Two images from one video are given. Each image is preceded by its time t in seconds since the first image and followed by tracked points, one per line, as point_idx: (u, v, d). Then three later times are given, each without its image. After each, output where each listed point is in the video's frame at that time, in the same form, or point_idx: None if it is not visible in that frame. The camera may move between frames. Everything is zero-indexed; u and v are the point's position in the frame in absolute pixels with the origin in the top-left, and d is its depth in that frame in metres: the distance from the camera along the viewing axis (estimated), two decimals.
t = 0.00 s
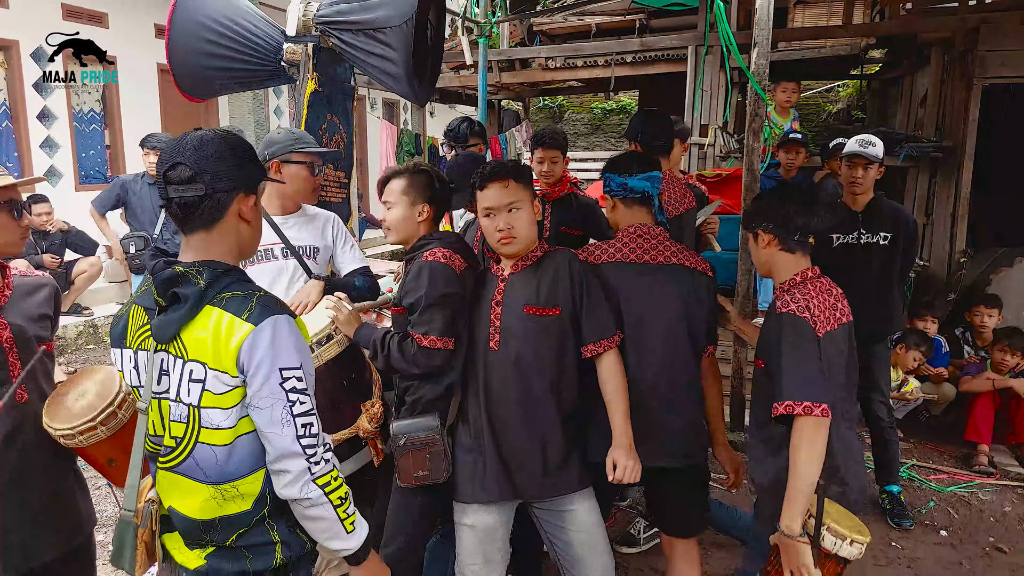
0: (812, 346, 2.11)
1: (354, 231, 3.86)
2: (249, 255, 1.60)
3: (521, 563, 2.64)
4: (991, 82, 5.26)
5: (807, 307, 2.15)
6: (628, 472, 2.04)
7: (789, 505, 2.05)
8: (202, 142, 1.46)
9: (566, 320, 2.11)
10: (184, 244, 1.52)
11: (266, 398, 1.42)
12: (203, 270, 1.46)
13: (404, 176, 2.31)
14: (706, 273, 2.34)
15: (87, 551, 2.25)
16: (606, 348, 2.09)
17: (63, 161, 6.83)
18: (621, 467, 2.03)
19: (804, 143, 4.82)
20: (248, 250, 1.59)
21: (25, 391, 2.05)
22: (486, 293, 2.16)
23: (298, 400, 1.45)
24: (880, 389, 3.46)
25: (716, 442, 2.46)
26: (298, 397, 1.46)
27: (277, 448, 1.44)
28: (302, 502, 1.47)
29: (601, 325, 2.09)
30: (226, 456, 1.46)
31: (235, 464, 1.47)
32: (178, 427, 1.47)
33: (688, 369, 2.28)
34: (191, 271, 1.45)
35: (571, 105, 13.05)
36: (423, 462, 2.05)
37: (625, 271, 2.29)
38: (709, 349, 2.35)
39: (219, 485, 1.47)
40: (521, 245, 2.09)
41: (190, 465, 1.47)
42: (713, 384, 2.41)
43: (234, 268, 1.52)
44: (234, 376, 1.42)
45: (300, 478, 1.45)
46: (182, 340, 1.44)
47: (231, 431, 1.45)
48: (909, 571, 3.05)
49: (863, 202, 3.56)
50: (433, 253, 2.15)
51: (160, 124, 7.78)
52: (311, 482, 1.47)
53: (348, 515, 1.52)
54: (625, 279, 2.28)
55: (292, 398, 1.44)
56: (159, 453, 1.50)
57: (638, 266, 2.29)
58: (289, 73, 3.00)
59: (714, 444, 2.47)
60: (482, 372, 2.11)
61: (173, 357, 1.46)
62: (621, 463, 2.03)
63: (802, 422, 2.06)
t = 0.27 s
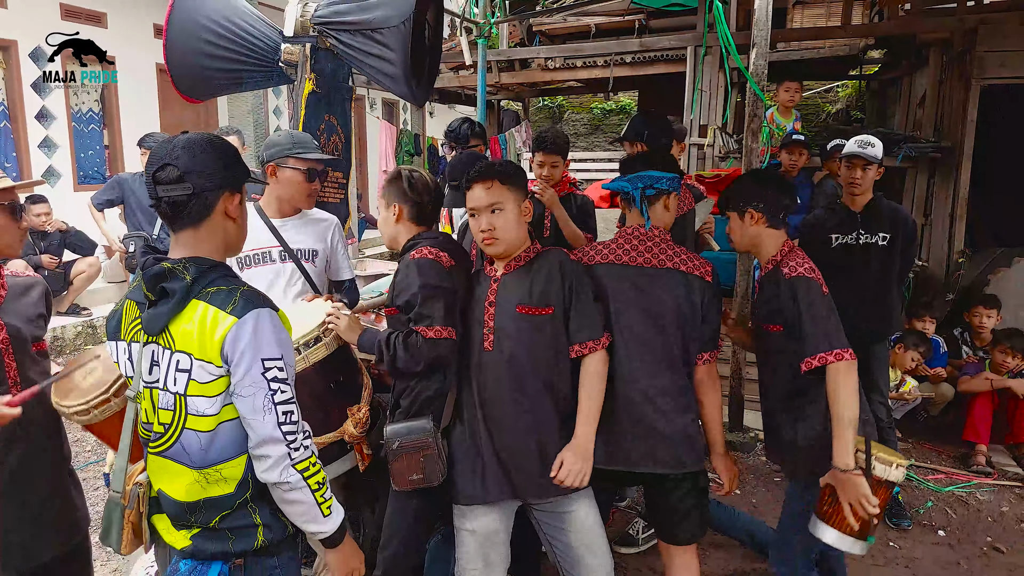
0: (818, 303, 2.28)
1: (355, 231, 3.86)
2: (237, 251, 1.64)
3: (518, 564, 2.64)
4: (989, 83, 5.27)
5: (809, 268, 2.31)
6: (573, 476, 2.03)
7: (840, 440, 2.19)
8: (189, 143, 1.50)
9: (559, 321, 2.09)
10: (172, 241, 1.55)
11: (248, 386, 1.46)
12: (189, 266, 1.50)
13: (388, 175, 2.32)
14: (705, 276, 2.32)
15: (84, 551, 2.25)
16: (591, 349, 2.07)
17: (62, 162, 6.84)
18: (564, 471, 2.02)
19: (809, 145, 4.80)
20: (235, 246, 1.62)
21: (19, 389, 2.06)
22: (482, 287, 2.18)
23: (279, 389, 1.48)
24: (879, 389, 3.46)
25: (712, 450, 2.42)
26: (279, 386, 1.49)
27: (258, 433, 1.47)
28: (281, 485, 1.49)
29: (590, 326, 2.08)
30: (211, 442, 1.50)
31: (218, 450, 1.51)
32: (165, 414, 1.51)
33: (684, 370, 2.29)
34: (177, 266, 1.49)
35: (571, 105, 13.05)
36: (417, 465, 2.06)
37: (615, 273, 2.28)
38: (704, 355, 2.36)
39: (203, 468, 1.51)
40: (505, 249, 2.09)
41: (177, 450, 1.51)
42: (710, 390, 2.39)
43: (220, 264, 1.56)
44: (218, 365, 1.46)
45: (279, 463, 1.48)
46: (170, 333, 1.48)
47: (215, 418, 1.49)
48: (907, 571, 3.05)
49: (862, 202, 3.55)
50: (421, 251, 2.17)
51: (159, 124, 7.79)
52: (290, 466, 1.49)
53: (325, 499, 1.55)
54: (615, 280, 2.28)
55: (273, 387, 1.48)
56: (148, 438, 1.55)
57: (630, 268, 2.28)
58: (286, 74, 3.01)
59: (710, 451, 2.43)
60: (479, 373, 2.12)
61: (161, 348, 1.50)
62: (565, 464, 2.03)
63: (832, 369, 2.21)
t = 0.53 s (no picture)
0: (850, 302, 2.41)
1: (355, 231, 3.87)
2: (229, 251, 1.64)
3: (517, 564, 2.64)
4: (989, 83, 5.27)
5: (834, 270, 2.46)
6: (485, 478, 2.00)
7: (895, 433, 2.24)
8: (187, 145, 1.52)
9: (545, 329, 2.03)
10: (165, 239, 1.55)
11: (234, 378, 1.46)
12: (180, 262, 1.50)
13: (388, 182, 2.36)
14: (705, 284, 2.27)
15: (83, 551, 2.25)
16: (573, 361, 1.98)
17: (62, 162, 6.84)
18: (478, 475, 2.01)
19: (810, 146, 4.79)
20: (226, 245, 1.62)
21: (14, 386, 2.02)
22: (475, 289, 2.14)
23: (264, 381, 1.49)
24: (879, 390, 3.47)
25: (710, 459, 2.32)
26: (265, 378, 1.50)
27: (243, 425, 1.47)
28: (266, 476, 1.50)
29: (574, 337, 2.00)
30: (198, 433, 1.51)
31: (205, 441, 1.51)
32: (156, 405, 1.51)
33: (683, 371, 2.29)
34: (168, 262, 1.49)
35: (571, 105, 13.06)
36: (417, 470, 2.05)
37: (612, 278, 2.28)
38: (702, 363, 2.26)
39: (191, 459, 1.52)
40: (479, 250, 2.06)
41: (166, 440, 1.52)
42: (710, 397, 2.29)
43: (212, 261, 1.56)
44: (204, 358, 1.47)
45: (264, 454, 1.49)
46: (159, 326, 1.49)
47: (203, 409, 1.50)
48: (906, 571, 3.05)
49: (861, 203, 3.56)
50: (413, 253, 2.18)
51: (159, 124, 7.79)
52: (275, 457, 1.50)
53: (311, 489, 1.55)
54: (613, 286, 2.27)
55: (258, 379, 1.48)
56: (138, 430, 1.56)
57: (628, 274, 2.27)
58: (286, 74, 3.02)
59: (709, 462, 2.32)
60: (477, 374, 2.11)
61: (150, 341, 1.50)
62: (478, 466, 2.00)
63: (878, 364, 2.29)
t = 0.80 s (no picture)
0: (841, 307, 2.44)
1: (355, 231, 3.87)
2: (221, 250, 1.65)
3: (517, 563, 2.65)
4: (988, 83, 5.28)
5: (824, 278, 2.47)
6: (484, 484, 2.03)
7: (872, 427, 2.35)
8: (179, 144, 1.51)
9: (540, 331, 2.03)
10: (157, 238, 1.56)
11: (225, 378, 1.47)
12: (173, 262, 1.51)
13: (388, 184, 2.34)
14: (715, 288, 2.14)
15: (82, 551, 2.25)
16: (569, 364, 1.96)
17: (62, 161, 6.84)
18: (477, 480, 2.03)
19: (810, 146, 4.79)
20: (219, 245, 1.64)
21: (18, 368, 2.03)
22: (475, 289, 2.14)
23: (255, 382, 1.49)
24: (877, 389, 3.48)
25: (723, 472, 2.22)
26: (256, 378, 1.50)
27: (234, 424, 1.48)
28: (257, 475, 1.51)
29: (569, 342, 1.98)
30: (193, 432, 1.51)
31: (200, 440, 1.52)
32: (154, 405, 1.52)
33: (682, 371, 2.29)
34: (160, 262, 1.49)
35: (571, 105, 13.07)
36: (421, 472, 2.05)
37: (617, 283, 2.18)
38: (711, 368, 2.14)
39: (193, 456, 1.52)
40: (470, 248, 2.11)
41: (166, 439, 1.52)
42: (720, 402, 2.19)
43: (204, 262, 1.57)
44: (197, 358, 1.47)
45: (254, 454, 1.49)
46: (153, 325, 1.49)
47: (199, 408, 1.51)
48: (905, 570, 3.06)
49: (859, 203, 3.56)
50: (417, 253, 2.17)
51: (158, 124, 7.79)
52: (266, 457, 1.50)
53: (302, 489, 1.56)
54: (618, 293, 2.17)
55: (249, 379, 1.49)
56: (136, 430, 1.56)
57: (634, 279, 2.16)
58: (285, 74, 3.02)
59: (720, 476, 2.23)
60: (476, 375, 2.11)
61: (145, 341, 1.51)
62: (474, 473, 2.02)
63: (862, 371, 2.35)
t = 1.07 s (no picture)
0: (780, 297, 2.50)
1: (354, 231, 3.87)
2: (222, 250, 1.66)
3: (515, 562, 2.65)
4: (986, 82, 5.28)
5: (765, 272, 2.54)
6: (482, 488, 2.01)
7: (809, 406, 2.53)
8: (175, 146, 1.51)
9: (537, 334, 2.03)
10: (156, 238, 1.56)
11: (221, 384, 1.47)
12: (171, 264, 1.50)
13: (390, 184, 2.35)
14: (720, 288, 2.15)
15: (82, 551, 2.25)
16: (566, 367, 1.96)
17: (61, 161, 6.84)
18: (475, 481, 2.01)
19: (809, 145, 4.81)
20: (218, 244, 1.64)
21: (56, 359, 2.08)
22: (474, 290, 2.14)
23: (251, 388, 1.49)
24: (876, 388, 3.49)
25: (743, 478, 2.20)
26: (252, 384, 1.50)
27: (229, 429, 1.48)
28: (253, 480, 1.51)
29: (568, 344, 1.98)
30: (190, 435, 1.51)
31: (196, 444, 1.52)
32: (150, 406, 1.52)
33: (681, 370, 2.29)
34: (158, 264, 1.49)
35: (570, 105, 13.08)
36: (424, 474, 2.05)
37: (619, 287, 2.17)
38: (721, 368, 2.14)
39: (189, 459, 1.52)
40: (470, 245, 2.13)
41: (161, 440, 1.52)
42: (734, 403, 2.17)
43: (202, 263, 1.57)
44: (193, 363, 1.47)
45: (250, 458, 1.50)
46: (149, 328, 1.49)
47: (194, 411, 1.51)
48: (904, 569, 3.07)
49: (858, 202, 3.57)
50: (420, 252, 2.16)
51: (157, 124, 7.79)
52: (261, 462, 1.51)
53: (297, 494, 1.56)
54: (622, 298, 2.15)
55: (245, 385, 1.49)
56: (132, 429, 1.56)
57: (637, 282, 2.15)
58: (284, 74, 3.02)
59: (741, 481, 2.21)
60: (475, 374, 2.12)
61: (141, 342, 1.51)
62: (472, 474, 2.02)
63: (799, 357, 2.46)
